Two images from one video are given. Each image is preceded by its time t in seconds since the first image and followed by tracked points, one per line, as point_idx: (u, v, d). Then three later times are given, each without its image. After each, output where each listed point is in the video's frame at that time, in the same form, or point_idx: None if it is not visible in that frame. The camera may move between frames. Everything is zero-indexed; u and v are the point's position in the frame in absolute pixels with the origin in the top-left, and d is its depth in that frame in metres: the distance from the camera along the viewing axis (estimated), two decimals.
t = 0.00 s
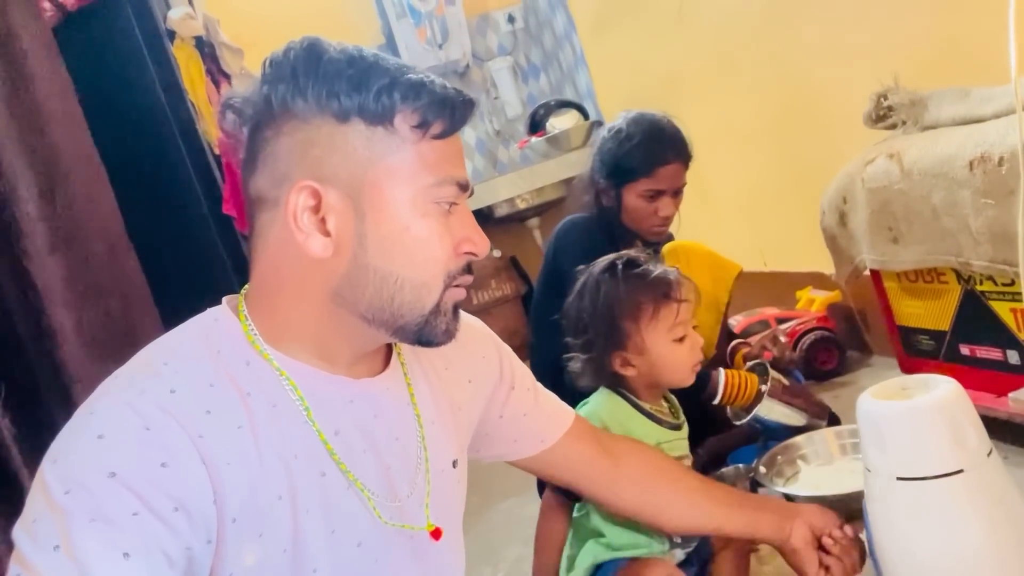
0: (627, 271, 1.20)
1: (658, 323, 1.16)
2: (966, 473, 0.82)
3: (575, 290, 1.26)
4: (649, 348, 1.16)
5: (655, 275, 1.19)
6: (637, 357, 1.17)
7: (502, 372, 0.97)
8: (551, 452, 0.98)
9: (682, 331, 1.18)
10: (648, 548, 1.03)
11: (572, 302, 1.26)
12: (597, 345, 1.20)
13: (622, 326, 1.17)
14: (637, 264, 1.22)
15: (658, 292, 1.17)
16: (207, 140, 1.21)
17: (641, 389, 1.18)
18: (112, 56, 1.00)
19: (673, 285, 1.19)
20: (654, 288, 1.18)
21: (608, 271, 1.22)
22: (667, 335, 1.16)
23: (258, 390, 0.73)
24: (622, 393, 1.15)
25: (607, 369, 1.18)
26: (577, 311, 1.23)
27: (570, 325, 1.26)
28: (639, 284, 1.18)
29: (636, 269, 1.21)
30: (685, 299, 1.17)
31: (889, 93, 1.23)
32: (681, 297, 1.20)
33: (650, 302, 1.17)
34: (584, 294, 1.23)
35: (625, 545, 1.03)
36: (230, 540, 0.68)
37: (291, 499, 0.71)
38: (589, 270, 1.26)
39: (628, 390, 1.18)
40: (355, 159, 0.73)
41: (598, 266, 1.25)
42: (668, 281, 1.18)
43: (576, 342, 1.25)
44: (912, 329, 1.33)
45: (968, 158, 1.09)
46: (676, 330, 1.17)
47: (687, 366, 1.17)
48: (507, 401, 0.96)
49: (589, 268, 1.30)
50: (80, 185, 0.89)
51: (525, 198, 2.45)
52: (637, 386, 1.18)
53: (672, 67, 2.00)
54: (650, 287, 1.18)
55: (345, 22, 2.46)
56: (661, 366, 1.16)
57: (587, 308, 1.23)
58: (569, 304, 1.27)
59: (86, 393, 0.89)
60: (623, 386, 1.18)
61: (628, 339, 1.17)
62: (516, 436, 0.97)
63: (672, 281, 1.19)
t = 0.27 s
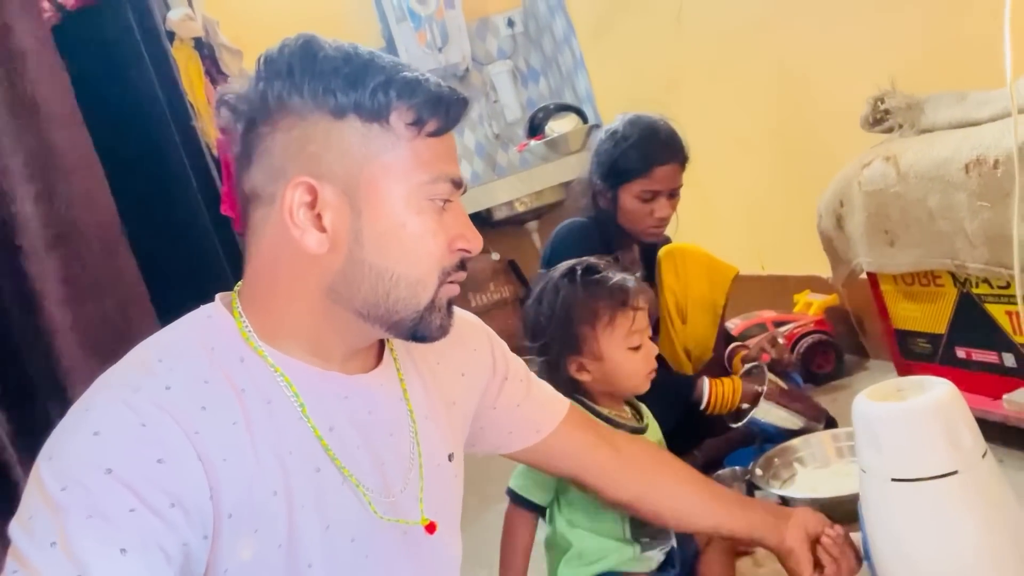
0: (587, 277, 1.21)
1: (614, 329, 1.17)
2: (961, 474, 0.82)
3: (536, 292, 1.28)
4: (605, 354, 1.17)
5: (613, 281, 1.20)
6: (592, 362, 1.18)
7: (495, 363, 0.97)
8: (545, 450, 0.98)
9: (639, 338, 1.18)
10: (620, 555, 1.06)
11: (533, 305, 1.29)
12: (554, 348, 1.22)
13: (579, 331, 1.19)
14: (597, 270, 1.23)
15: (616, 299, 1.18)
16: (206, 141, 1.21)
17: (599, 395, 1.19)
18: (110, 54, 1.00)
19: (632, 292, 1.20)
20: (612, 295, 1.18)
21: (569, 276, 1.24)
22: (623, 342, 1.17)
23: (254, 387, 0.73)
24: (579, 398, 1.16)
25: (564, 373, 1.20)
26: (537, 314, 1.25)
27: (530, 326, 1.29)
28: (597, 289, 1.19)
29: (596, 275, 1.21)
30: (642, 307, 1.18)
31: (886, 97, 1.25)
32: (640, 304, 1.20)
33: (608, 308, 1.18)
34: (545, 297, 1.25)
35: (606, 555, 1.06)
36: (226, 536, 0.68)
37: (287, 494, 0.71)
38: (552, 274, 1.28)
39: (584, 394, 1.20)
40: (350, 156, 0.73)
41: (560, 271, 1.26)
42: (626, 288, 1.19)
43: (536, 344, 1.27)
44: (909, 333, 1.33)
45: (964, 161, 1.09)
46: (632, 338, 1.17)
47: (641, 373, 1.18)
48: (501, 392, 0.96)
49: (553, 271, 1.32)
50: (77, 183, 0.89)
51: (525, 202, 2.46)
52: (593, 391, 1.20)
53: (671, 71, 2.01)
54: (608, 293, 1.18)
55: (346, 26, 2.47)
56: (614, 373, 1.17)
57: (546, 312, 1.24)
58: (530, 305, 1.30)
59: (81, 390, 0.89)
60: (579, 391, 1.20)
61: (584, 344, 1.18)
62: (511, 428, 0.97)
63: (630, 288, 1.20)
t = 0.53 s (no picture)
0: (579, 284, 1.21)
1: (601, 339, 1.18)
2: (960, 473, 0.81)
3: (525, 292, 1.28)
4: (590, 363, 1.18)
5: (605, 291, 1.20)
6: (576, 370, 1.19)
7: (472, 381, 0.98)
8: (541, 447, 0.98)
9: (625, 349, 1.19)
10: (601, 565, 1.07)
11: (519, 305, 1.28)
12: (538, 353, 1.22)
13: (565, 339, 1.19)
14: (590, 277, 1.23)
15: (606, 309, 1.18)
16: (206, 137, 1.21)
17: (577, 402, 1.21)
18: (110, 50, 0.99)
19: (622, 304, 1.20)
20: (602, 305, 1.19)
21: (560, 281, 1.24)
22: (609, 352, 1.18)
23: (250, 384, 0.73)
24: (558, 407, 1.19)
25: (546, 378, 1.21)
26: (523, 316, 1.25)
27: (515, 327, 1.29)
28: (589, 298, 1.19)
29: (589, 283, 1.21)
30: (632, 319, 1.18)
31: (886, 97, 1.24)
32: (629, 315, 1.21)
33: (598, 317, 1.18)
34: (533, 300, 1.25)
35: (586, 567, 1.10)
36: (224, 535, 0.68)
37: (285, 492, 0.71)
38: (542, 275, 1.28)
39: (564, 400, 1.21)
40: (347, 150, 0.73)
41: (551, 274, 1.26)
42: (617, 299, 1.19)
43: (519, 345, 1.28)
44: (909, 332, 1.32)
45: (964, 160, 1.09)
46: (618, 349, 1.18)
47: (623, 385, 1.19)
48: (469, 416, 0.98)
49: (542, 272, 1.31)
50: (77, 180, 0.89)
51: (523, 202, 2.48)
52: (575, 397, 1.21)
53: (669, 73, 2.00)
54: (599, 302, 1.19)
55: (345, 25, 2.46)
56: (598, 384, 1.18)
57: (533, 314, 1.24)
58: (517, 304, 1.30)
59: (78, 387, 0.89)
60: (560, 397, 1.21)
61: (570, 352, 1.19)
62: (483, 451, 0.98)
63: (621, 299, 1.20)
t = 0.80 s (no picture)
0: (572, 290, 1.20)
1: (597, 345, 1.17)
2: (956, 479, 0.82)
3: (516, 302, 1.26)
4: (587, 369, 1.17)
5: (598, 295, 1.19)
6: (574, 378, 1.18)
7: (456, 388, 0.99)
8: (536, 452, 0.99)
9: (622, 352, 1.19)
10: None
11: (512, 314, 1.27)
12: (535, 362, 1.21)
13: (561, 346, 1.18)
14: (582, 282, 1.21)
15: (600, 313, 1.17)
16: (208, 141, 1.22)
17: (577, 410, 1.20)
18: (110, 56, 1.00)
19: (615, 307, 1.19)
20: (596, 310, 1.17)
21: (552, 288, 1.22)
22: (606, 357, 1.17)
23: (247, 389, 0.73)
24: (558, 417, 1.19)
25: (545, 387, 1.21)
26: (516, 326, 1.24)
27: (508, 337, 1.27)
28: (583, 304, 1.18)
29: (580, 288, 1.20)
30: (626, 323, 1.18)
31: (884, 102, 1.24)
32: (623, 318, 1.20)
33: (592, 322, 1.17)
34: (525, 309, 1.23)
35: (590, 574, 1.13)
36: (222, 540, 0.68)
37: (282, 496, 0.72)
38: (531, 283, 1.26)
39: (564, 409, 1.20)
40: (344, 157, 0.73)
41: (541, 281, 1.25)
42: (611, 302, 1.18)
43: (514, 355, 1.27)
44: (906, 337, 1.33)
45: (962, 167, 1.10)
46: (615, 352, 1.18)
47: (623, 389, 1.19)
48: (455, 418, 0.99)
49: (532, 280, 1.30)
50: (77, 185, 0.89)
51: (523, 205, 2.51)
52: (574, 405, 1.20)
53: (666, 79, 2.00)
54: (593, 307, 1.17)
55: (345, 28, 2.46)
56: (597, 390, 1.17)
57: (526, 324, 1.23)
58: (508, 314, 1.28)
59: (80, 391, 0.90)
60: (559, 405, 1.21)
61: (567, 359, 1.18)
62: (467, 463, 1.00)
63: (614, 302, 1.19)
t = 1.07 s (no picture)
0: (576, 285, 1.18)
1: (606, 340, 1.15)
2: (955, 477, 0.82)
3: (520, 304, 1.23)
4: (598, 365, 1.15)
5: (603, 290, 1.17)
6: (585, 374, 1.16)
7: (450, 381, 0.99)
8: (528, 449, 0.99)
9: (631, 346, 1.17)
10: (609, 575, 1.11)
11: (516, 317, 1.24)
12: (544, 362, 1.18)
13: (570, 343, 1.16)
14: (586, 278, 1.20)
15: (607, 307, 1.16)
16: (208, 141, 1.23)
17: (590, 408, 1.18)
18: (112, 54, 1.00)
19: (621, 301, 1.17)
20: (602, 304, 1.16)
21: (556, 285, 1.20)
22: (615, 351, 1.15)
23: (240, 384, 0.73)
24: (566, 414, 1.16)
25: (555, 387, 1.18)
26: (522, 327, 1.21)
27: (513, 341, 1.24)
28: (588, 299, 1.16)
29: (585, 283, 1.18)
30: (634, 316, 1.16)
31: (884, 103, 1.23)
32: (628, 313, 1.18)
33: (599, 317, 1.15)
34: (529, 309, 1.21)
35: (594, 572, 1.12)
36: (218, 534, 0.68)
37: (277, 490, 0.72)
38: (533, 284, 1.24)
39: (577, 408, 1.18)
40: (332, 150, 0.74)
41: (543, 280, 1.22)
42: (616, 295, 1.16)
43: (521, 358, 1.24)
44: (907, 338, 1.32)
45: (962, 166, 1.10)
46: (624, 346, 1.16)
47: (635, 383, 1.17)
48: (452, 412, 0.99)
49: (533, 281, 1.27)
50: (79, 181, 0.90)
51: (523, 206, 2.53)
52: (586, 404, 1.18)
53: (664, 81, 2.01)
54: (599, 302, 1.16)
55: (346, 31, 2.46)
56: (610, 385, 1.15)
57: (532, 325, 1.20)
58: (512, 318, 1.25)
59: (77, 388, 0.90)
60: (572, 404, 1.18)
61: (576, 356, 1.16)
62: (467, 458, 0.99)
63: (620, 296, 1.18)
